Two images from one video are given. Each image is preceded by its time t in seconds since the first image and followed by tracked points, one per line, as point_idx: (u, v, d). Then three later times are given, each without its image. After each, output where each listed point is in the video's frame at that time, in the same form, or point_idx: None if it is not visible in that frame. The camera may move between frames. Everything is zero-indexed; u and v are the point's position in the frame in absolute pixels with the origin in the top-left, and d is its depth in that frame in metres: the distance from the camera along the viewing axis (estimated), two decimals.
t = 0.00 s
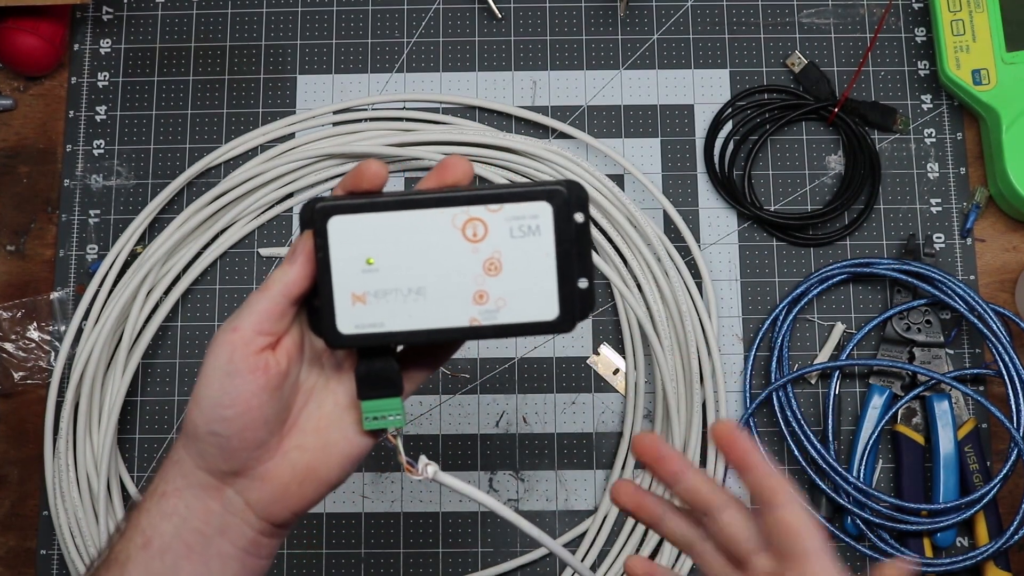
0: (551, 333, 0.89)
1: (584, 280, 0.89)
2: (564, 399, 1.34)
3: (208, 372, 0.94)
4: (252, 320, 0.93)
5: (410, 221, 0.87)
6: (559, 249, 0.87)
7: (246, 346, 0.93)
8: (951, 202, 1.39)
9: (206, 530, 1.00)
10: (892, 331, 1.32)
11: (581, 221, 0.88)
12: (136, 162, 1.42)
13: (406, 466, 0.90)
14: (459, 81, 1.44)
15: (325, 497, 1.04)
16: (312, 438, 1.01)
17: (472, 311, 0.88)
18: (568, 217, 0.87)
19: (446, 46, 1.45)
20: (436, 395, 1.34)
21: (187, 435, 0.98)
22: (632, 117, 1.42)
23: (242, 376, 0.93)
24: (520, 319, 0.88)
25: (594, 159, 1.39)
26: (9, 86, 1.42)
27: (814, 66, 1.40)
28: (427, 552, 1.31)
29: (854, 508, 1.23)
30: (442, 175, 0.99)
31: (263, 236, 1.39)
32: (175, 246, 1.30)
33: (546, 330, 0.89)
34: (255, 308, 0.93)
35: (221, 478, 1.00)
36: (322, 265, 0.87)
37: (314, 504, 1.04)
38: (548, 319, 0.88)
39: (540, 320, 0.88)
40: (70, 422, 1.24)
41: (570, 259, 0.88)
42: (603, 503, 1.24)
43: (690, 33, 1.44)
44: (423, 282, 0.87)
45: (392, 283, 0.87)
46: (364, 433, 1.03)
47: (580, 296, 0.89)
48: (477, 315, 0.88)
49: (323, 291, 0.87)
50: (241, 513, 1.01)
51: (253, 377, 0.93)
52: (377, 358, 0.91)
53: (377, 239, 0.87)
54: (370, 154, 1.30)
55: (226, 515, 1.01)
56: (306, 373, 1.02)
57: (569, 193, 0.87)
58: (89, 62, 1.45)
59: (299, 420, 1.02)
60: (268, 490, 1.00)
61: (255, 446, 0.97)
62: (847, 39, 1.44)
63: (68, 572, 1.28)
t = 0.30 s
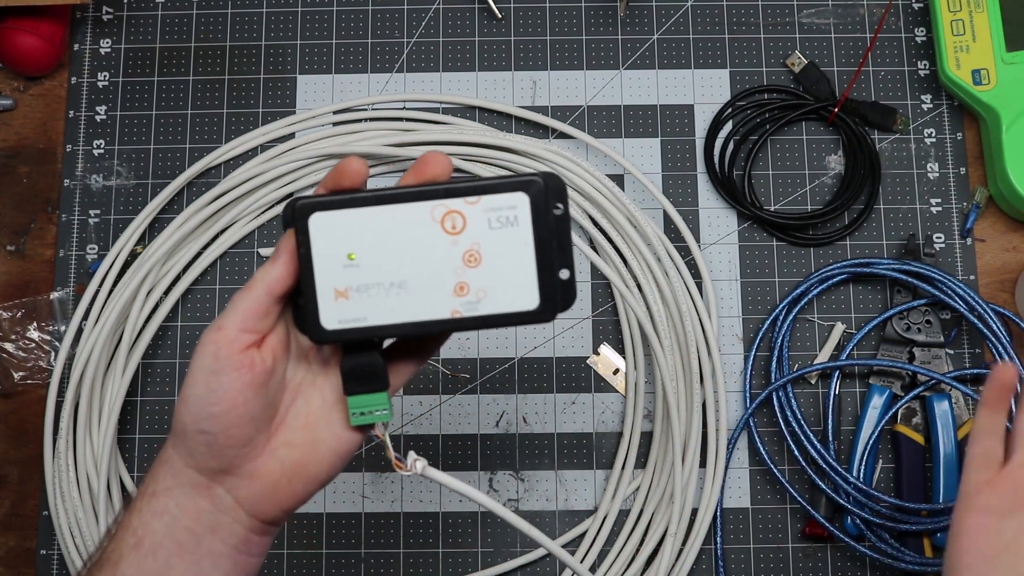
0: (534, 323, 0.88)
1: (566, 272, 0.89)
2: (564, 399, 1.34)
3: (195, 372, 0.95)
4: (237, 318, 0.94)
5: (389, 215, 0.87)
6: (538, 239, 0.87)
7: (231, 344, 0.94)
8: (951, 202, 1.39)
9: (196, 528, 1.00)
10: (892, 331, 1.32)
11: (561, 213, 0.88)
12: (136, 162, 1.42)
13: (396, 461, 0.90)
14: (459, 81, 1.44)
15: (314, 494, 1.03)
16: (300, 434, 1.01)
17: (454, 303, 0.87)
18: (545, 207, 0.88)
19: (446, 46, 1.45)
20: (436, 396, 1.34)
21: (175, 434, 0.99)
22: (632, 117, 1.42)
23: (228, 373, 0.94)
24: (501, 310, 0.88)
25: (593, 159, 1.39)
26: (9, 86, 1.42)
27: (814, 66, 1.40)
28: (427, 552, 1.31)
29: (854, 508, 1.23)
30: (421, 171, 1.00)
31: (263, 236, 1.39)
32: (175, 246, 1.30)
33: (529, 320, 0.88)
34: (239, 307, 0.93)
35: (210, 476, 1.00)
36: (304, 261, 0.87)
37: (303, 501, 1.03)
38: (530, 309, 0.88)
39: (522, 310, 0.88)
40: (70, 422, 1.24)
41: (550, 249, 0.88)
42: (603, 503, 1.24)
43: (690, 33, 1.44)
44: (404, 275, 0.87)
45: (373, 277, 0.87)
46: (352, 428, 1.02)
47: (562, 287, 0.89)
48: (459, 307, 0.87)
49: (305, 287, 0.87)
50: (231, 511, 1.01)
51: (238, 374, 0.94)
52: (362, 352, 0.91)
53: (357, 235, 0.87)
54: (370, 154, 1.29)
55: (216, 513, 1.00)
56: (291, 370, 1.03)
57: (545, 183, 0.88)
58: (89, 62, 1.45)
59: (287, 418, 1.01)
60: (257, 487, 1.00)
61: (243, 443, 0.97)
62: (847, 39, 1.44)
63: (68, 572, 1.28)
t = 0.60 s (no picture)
0: (524, 314, 0.90)
1: (558, 263, 0.91)
2: (564, 399, 1.34)
3: (187, 366, 0.95)
4: (228, 312, 0.94)
5: (379, 209, 0.88)
6: (527, 230, 0.89)
7: (223, 339, 0.94)
8: (951, 202, 1.39)
9: (190, 523, 1.00)
10: (892, 331, 1.32)
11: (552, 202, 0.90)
12: (136, 162, 1.42)
13: (389, 453, 0.90)
14: (459, 81, 1.44)
15: (308, 488, 1.03)
16: (292, 429, 1.01)
17: (444, 296, 0.89)
18: (534, 199, 0.89)
19: (446, 46, 1.45)
20: (436, 395, 1.34)
21: (169, 429, 0.99)
22: (632, 117, 1.42)
23: (220, 368, 0.94)
24: (491, 301, 0.89)
25: (594, 159, 1.39)
26: (9, 86, 1.42)
27: (814, 66, 1.40)
28: (427, 552, 1.31)
29: (854, 507, 1.23)
30: (410, 163, 1.00)
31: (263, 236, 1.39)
32: (175, 246, 1.30)
33: (519, 311, 0.90)
34: (230, 301, 0.94)
35: (204, 471, 0.99)
36: (296, 256, 0.89)
37: (296, 496, 1.03)
38: (520, 300, 0.89)
39: (512, 301, 0.89)
40: (70, 422, 1.24)
41: (539, 240, 0.89)
42: (603, 503, 1.24)
43: (690, 33, 1.44)
44: (395, 268, 0.89)
45: (364, 270, 0.89)
46: (345, 422, 1.02)
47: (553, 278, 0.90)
48: (449, 299, 0.89)
49: (297, 281, 0.89)
50: (225, 505, 1.00)
51: (230, 369, 0.94)
52: (353, 345, 0.92)
53: (347, 228, 0.89)
54: (371, 154, 1.29)
55: (211, 508, 1.00)
56: (284, 365, 1.02)
57: (534, 174, 0.89)
58: (89, 62, 1.45)
59: (279, 412, 1.01)
60: (250, 482, 1.00)
61: (235, 437, 0.97)
62: (847, 39, 1.44)
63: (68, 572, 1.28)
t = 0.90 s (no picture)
0: (514, 308, 0.90)
1: (547, 257, 0.91)
2: (564, 399, 1.34)
3: (178, 363, 0.95)
4: (219, 309, 0.94)
5: (368, 204, 0.88)
6: (516, 224, 0.89)
7: (214, 336, 0.94)
8: (951, 202, 1.39)
9: (183, 520, 1.00)
10: (892, 332, 1.32)
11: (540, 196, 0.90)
12: (136, 162, 1.42)
13: (382, 449, 0.90)
14: (459, 81, 1.44)
15: (300, 485, 1.04)
16: (284, 425, 1.01)
17: (435, 291, 0.89)
18: (523, 193, 0.89)
19: (446, 46, 1.45)
20: (436, 396, 1.34)
21: (161, 426, 0.98)
22: (632, 117, 1.42)
23: (210, 364, 0.94)
24: (482, 295, 0.89)
25: (594, 159, 1.39)
26: (9, 86, 1.42)
27: (814, 66, 1.40)
28: (427, 552, 1.31)
29: (854, 508, 1.23)
30: (399, 159, 1.01)
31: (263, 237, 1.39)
32: (175, 246, 1.30)
33: (509, 306, 0.90)
34: (220, 298, 0.94)
35: (197, 468, 0.99)
36: (285, 252, 0.89)
37: (288, 492, 1.03)
38: (509, 295, 0.89)
39: (502, 296, 0.90)
40: (70, 422, 1.24)
41: (528, 234, 0.89)
42: (603, 503, 1.24)
43: (690, 33, 1.44)
44: (385, 264, 0.89)
45: (354, 266, 0.88)
46: (337, 418, 1.02)
47: (543, 272, 0.91)
48: (440, 294, 0.89)
49: (286, 278, 0.89)
50: (218, 502, 1.00)
51: (221, 365, 0.94)
52: (344, 341, 0.92)
53: (337, 224, 0.88)
54: (371, 154, 1.30)
55: (204, 505, 1.00)
56: (275, 361, 1.02)
57: (523, 169, 0.89)
58: (89, 62, 1.45)
59: (271, 409, 1.01)
60: (242, 479, 1.00)
61: (226, 433, 0.97)
62: (847, 39, 1.44)
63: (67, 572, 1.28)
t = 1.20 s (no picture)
0: (517, 309, 0.90)
1: (552, 257, 0.91)
2: (564, 399, 1.34)
3: (179, 363, 0.95)
4: (220, 309, 0.94)
5: (371, 204, 0.88)
6: (519, 224, 0.89)
7: (215, 335, 0.94)
8: (951, 202, 1.39)
9: (184, 520, 1.00)
10: (892, 331, 1.32)
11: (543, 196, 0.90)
12: (136, 162, 1.42)
13: (384, 449, 0.90)
14: (460, 81, 1.43)
15: (302, 485, 1.03)
16: (286, 425, 1.01)
17: (437, 291, 0.89)
18: (527, 192, 0.89)
19: (446, 46, 1.45)
20: (436, 396, 1.34)
21: (162, 426, 0.98)
22: (632, 117, 1.42)
23: (212, 364, 0.94)
24: (485, 296, 0.89)
25: (594, 159, 1.39)
26: (9, 86, 1.42)
27: (814, 66, 1.40)
28: (427, 552, 1.31)
29: (854, 508, 1.23)
30: (403, 159, 1.00)
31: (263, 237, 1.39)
32: (175, 247, 1.30)
33: (512, 306, 0.90)
34: (221, 298, 0.94)
35: (198, 468, 0.99)
36: (288, 252, 0.89)
37: (292, 492, 1.03)
38: (512, 295, 0.89)
39: (505, 296, 0.89)
40: (70, 422, 1.24)
41: (531, 234, 0.89)
42: (603, 503, 1.24)
43: (690, 33, 1.44)
44: (388, 264, 0.89)
45: (356, 266, 0.89)
46: (339, 418, 1.02)
47: (546, 272, 0.91)
48: (442, 294, 0.89)
49: (288, 277, 0.89)
50: (219, 502, 1.00)
51: (222, 365, 0.94)
52: (346, 341, 0.92)
53: (339, 224, 0.88)
54: (371, 154, 1.30)
55: (205, 505, 1.00)
56: (277, 361, 1.03)
57: (527, 168, 0.89)
58: (89, 62, 1.45)
59: (273, 408, 1.01)
60: (244, 479, 1.00)
61: (228, 433, 0.97)
62: (847, 39, 1.44)
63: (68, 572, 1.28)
